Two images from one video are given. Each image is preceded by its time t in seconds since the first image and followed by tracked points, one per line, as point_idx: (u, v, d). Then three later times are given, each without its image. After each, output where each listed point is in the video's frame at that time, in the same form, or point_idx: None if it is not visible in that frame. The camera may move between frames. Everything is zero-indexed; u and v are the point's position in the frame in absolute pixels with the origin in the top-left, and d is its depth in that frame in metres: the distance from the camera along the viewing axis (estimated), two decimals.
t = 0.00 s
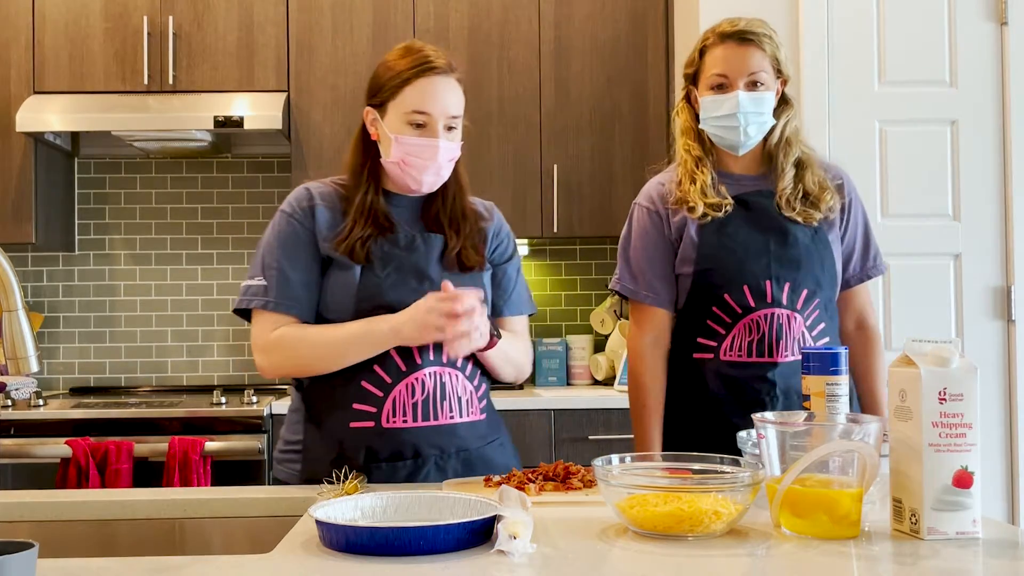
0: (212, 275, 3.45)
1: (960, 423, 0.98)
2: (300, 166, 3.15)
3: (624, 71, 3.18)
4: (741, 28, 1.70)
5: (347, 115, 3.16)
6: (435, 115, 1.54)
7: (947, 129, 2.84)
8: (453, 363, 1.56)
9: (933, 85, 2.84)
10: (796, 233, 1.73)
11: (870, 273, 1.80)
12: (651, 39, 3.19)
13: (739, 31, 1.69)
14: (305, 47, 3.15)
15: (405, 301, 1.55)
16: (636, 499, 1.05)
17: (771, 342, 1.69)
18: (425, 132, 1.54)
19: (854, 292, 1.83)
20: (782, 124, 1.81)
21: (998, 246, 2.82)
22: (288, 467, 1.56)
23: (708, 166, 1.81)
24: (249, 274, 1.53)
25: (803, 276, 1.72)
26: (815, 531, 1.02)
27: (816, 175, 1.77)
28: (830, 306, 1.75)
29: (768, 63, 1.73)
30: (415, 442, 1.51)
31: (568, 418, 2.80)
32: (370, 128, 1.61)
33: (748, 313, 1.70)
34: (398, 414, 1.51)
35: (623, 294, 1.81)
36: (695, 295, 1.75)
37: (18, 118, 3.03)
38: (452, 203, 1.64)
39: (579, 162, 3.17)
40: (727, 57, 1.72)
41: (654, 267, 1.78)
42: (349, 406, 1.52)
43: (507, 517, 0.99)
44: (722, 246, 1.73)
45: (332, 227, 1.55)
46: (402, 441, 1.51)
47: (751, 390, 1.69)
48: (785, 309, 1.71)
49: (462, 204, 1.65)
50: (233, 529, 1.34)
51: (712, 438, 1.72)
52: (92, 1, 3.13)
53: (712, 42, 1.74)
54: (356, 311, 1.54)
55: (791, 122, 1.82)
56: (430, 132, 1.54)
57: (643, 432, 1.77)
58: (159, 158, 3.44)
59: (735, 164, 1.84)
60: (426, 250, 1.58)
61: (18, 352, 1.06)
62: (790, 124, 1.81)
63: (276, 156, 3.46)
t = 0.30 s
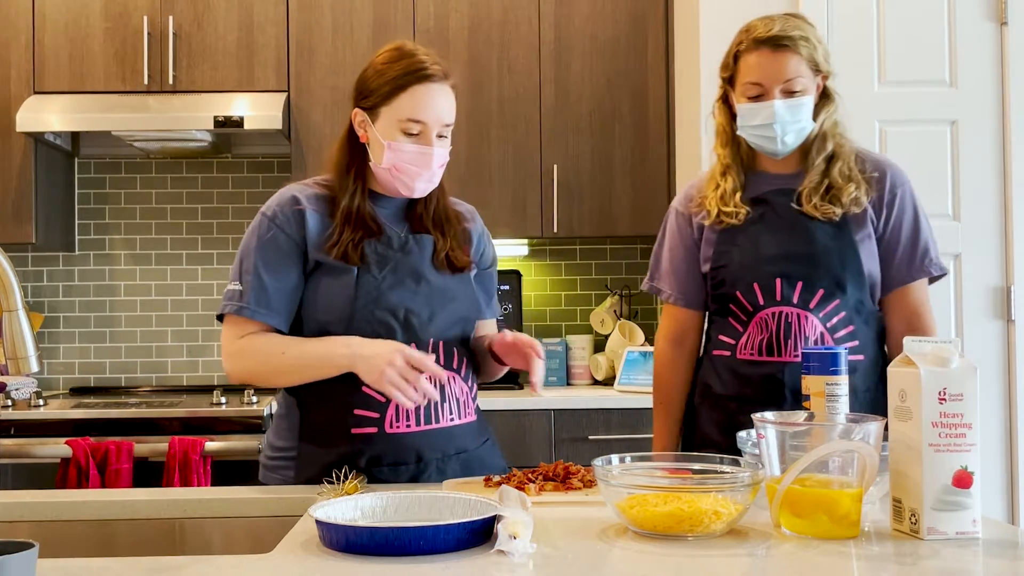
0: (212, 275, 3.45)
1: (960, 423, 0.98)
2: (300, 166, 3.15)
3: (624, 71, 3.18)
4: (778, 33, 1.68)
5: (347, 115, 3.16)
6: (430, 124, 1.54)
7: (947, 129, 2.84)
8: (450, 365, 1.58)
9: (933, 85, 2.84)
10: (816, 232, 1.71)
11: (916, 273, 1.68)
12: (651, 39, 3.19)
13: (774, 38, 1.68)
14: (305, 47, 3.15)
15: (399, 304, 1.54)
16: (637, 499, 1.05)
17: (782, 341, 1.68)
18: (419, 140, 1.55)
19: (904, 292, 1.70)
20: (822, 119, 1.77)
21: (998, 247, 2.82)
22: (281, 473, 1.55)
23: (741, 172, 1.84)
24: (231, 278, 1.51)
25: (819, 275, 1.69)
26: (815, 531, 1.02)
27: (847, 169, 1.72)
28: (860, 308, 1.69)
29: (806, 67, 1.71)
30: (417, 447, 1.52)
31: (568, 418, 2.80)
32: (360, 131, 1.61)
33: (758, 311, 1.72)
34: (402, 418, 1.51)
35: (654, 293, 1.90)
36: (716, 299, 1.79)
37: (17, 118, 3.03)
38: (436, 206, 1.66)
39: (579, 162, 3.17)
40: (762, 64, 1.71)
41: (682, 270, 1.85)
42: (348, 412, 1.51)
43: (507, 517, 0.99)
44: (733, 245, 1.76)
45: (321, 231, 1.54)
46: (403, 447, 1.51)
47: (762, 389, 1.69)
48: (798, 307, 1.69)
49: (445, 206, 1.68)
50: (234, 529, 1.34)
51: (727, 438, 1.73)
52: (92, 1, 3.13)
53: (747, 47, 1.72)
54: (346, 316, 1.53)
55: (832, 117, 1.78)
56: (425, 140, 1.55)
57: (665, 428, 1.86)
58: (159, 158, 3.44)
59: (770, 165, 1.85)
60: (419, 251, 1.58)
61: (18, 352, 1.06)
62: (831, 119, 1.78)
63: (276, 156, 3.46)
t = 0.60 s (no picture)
0: (212, 275, 3.45)
1: (960, 423, 0.98)
2: (300, 166, 3.15)
3: (624, 71, 3.18)
4: (801, 36, 1.69)
5: (347, 115, 3.16)
6: (453, 131, 1.53)
7: (947, 129, 2.84)
8: (474, 369, 1.59)
9: (933, 85, 2.84)
10: (829, 234, 1.71)
11: (944, 280, 1.64)
12: (651, 39, 3.19)
13: (796, 41, 1.69)
14: (305, 47, 3.15)
15: (424, 308, 1.55)
16: (636, 499, 1.05)
17: (788, 346, 1.73)
18: (442, 147, 1.54)
19: (934, 300, 1.66)
20: (851, 124, 1.75)
21: (998, 246, 2.82)
22: (304, 470, 1.59)
23: (769, 174, 1.86)
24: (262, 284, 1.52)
25: (830, 280, 1.70)
26: (815, 531, 1.02)
27: (873, 175, 1.71)
28: (877, 312, 1.68)
29: (833, 72, 1.71)
30: (437, 451, 1.54)
31: (568, 419, 2.80)
32: (386, 133, 1.62)
33: (768, 315, 1.76)
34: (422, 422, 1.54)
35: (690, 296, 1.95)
36: (739, 303, 1.84)
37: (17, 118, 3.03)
38: (466, 206, 1.65)
39: (580, 162, 3.17)
40: (786, 66, 1.72)
41: (712, 274, 1.89)
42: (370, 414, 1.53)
43: (507, 517, 0.99)
44: (751, 248, 1.80)
45: (348, 236, 1.54)
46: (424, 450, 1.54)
47: (774, 391, 1.74)
48: (805, 312, 1.71)
49: (475, 207, 1.66)
50: (234, 529, 1.34)
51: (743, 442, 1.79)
52: (92, 1, 3.13)
53: (772, 50, 1.74)
54: (374, 320, 1.53)
55: (864, 123, 1.75)
56: (448, 147, 1.54)
57: (698, 429, 1.93)
58: (159, 158, 3.44)
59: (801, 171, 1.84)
60: (445, 254, 1.57)
61: (18, 352, 1.06)
62: (861, 124, 1.75)
63: (276, 156, 3.46)
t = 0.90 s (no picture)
0: (212, 275, 3.45)
1: (960, 423, 0.98)
2: (300, 166, 3.15)
3: (624, 71, 3.18)
4: (801, 33, 1.70)
5: (347, 115, 3.16)
6: (468, 133, 1.52)
7: (947, 129, 2.84)
8: (486, 370, 1.59)
9: (933, 85, 2.84)
10: (829, 232, 1.71)
11: (954, 278, 1.63)
12: (651, 40, 3.19)
13: (795, 38, 1.69)
14: (305, 47, 3.15)
15: (438, 309, 1.55)
16: (636, 499, 1.05)
17: (787, 344, 1.74)
18: (457, 148, 1.54)
19: (944, 298, 1.64)
20: (857, 121, 1.74)
21: (998, 246, 2.82)
22: (321, 467, 1.60)
23: (779, 173, 1.86)
24: (281, 280, 1.54)
25: (829, 280, 1.71)
26: (815, 531, 1.02)
27: (877, 173, 1.70)
28: (878, 312, 1.68)
29: (836, 71, 1.71)
30: (447, 450, 1.55)
31: (568, 419, 2.80)
32: (405, 133, 1.62)
33: (769, 313, 1.78)
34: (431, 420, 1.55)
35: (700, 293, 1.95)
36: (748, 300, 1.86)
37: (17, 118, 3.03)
38: (488, 207, 1.65)
39: (580, 162, 3.17)
40: (790, 63, 1.72)
41: (724, 274, 1.90)
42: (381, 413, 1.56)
43: (508, 517, 0.99)
44: (756, 244, 1.81)
45: (365, 236, 1.56)
46: (433, 449, 1.54)
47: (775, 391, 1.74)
48: (803, 311, 1.72)
49: (499, 209, 1.65)
50: (234, 529, 1.34)
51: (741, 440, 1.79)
52: (92, 1, 3.13)
53: (778, 47, 1.75)
54: (387, 320, 1.54)
55: (870, 120, 1.75)
56: (462, 148, 1.54)
57: (708, 428, 1.92)
58: (159, 158, 3.44)
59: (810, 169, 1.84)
60: (461, 255, 1.58)
61: (18, 352, 1.06)
62: (868, 121, 1.74)
63: (276, 156, 3.45)
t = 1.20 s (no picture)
0: (212, 275, 3.45)
1: (960, 423, 0.98)
2: (300, 166, 3.15)
3: (624, 71, 3.18)
4: (799, 34, 1.70)
5: (346, 115, 3.16)
6: (474, 132, 1.52)
7: (947, 129, 2.85)
8: (487, 368, 1.59)
9: (934, 85, 2.84)
10: (825, 237, 1.71)
11: (954, 279, 1.62)
12: (651, 40, 3.19)
13: (793, 39, 1.70)
14: (305, 47, 3.15)
15: (439, 307, 1.56)
16: (636, 499, 1.05)
17: (786, 348, 1.74)
18: (463, 147, 1.54)
19: (942, 300, 1.64)
20: (856, 122, 1.74)
21: (998, 246, 2.82)
22: (324, 466, 1.60)
23: (780, 173, 1.86)
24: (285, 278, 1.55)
25: (829, 285, 1.70)
26: (815, 531, 1.02)
27: (875, 177, 1.69)
28: (877, 314, 1.68)
29: (833, 73, 1.71)
30: (447, 449, 1.55)
31: (568, 419, 2.80)
32: (411, 131, 1.62)
33: (769, 316, 1.79)
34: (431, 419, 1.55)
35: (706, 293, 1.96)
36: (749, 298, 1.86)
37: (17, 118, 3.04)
38: (491, 207, 1.65)
39: (580, 162, 3.17)
40: (788, 65, 1.73)
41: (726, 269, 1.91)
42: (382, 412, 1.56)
43: (508, 517, 0.99)
44: (756, 249, 1.82)
45: (369, 234, 1.56)
46: (434, 447, 1.54)
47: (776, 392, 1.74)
48: (803, 315, 1.72)
49: (502, 208, 1.66)
50: (234, 529, 1.34)
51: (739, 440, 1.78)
52: (92, 1, 3.13)
53: (776, 49, 1.75)
54: (388, 318, 1.54)
55: (869, 121, 1.74)
56: (467, 147, 1.54)
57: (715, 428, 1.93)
58: (159, 158, 3.44)
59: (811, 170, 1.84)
60: (463, 253, 1.59)
61: (18, 352, 1.06)
62: (867, 123, 1.74)
63: (276, 156, 3.45)
